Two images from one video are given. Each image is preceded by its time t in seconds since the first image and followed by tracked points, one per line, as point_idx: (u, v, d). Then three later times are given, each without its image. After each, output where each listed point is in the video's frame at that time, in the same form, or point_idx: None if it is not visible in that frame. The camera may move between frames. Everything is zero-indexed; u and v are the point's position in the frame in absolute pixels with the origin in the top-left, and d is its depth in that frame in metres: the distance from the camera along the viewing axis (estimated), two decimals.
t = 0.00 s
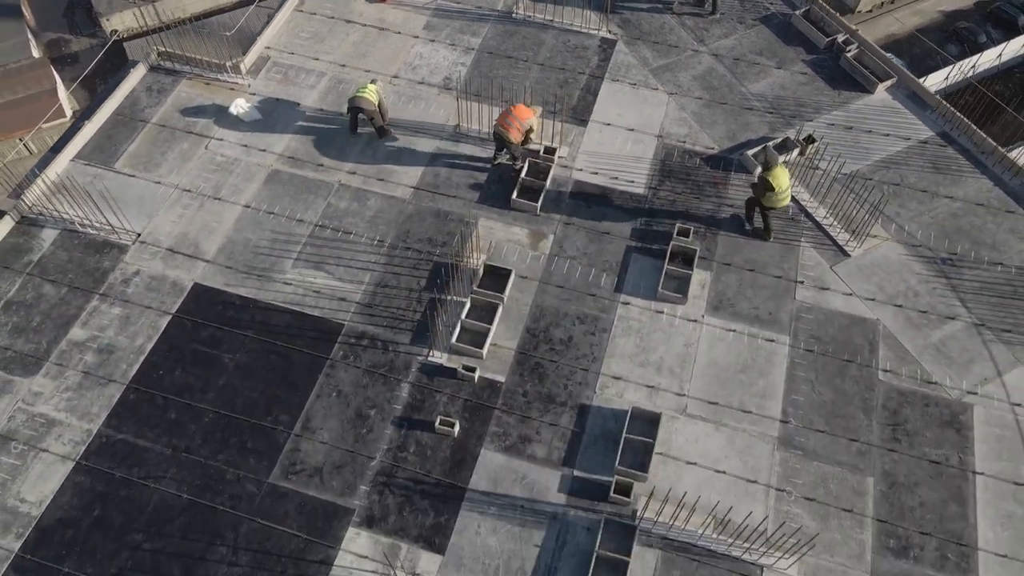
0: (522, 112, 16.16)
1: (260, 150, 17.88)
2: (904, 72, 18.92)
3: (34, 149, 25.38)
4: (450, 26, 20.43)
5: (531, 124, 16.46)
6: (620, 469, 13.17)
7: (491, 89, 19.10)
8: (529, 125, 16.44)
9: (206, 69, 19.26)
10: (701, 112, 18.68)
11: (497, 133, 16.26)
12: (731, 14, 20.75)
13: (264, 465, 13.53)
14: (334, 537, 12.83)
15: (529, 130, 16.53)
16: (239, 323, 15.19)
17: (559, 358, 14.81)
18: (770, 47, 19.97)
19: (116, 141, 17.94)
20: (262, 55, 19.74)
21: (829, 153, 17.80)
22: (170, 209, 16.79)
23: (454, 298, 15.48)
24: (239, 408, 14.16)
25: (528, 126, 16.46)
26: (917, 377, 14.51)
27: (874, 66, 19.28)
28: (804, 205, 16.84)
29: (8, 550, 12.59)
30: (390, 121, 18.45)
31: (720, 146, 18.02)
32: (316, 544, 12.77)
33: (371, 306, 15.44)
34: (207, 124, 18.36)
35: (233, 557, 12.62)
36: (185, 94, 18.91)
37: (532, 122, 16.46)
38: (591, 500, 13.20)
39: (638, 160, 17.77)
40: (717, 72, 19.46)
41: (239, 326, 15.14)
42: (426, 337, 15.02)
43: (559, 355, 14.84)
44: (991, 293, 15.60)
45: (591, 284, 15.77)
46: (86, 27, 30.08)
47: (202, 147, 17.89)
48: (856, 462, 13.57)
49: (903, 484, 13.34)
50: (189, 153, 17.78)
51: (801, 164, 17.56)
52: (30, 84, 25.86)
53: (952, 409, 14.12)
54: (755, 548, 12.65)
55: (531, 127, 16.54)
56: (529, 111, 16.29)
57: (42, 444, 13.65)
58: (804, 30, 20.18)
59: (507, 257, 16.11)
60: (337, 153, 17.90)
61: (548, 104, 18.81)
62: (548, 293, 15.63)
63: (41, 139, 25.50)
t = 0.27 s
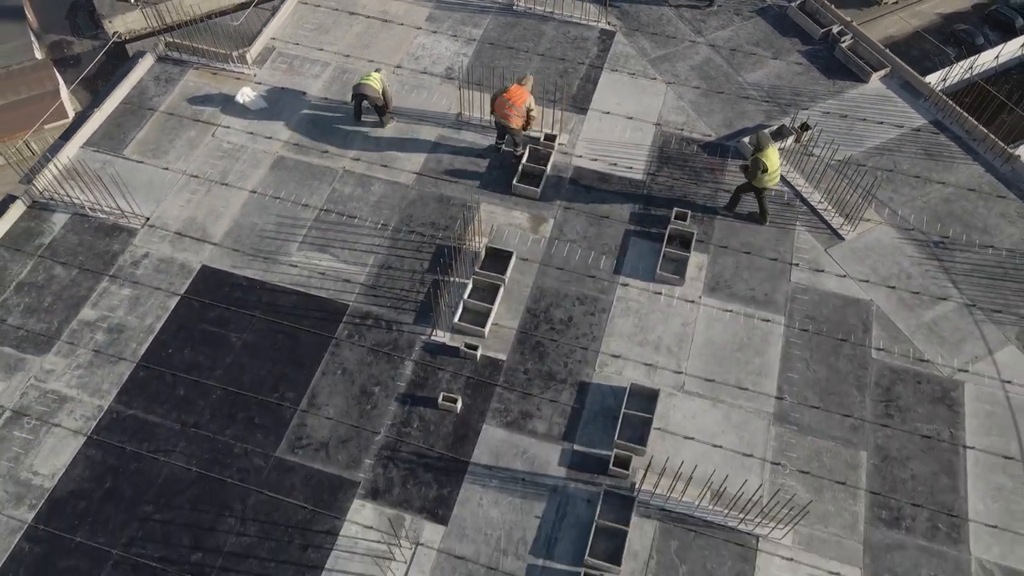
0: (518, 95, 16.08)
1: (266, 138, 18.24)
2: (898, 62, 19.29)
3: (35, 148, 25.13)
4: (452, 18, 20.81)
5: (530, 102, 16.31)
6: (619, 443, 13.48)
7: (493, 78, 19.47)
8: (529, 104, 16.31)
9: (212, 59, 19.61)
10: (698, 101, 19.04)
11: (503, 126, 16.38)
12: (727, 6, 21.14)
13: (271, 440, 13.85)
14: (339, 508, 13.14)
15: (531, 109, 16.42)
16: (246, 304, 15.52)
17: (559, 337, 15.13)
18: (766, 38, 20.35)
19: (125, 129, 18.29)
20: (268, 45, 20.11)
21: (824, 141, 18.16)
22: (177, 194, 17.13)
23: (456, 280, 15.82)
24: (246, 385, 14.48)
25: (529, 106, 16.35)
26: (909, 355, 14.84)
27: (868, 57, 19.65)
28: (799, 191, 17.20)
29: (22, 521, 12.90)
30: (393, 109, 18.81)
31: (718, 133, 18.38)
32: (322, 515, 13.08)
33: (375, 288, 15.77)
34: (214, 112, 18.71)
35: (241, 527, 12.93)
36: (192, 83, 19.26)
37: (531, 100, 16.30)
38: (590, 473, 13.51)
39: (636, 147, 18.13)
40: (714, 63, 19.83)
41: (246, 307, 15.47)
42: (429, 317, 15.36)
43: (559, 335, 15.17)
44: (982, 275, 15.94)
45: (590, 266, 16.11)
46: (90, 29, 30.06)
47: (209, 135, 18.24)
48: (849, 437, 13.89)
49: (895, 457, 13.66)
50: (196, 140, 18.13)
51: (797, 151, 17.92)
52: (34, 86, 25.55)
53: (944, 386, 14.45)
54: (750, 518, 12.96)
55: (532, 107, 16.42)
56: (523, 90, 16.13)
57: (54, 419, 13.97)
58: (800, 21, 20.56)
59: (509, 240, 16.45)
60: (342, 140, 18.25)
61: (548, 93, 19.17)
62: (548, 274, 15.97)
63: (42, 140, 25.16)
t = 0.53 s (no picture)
0: (508, 82, 16.45)
1: (273, 125, 18.64)
2: (891, 51, 19.71)
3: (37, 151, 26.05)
4: (454, 10, 21.25)
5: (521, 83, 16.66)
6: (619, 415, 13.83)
7: (494, 68, 19.89)
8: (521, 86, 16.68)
9: (220, 49, 20.04)
10: (695, 90, 19.46)
11: (502, 114, 16.84)
12: None
13: (279, 413, 14.21)
14: (346, 478, 13.49)
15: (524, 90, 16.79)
16: (254, 283, 15.90)
17: (559, 315, 15.51)
18: (763, 29, 20.78)
19: (134, 116, 18.70)
20: (274, 36, 20.54)
21: (818, 127, 18.57)
22: (186, 179, 17.53)
23: (459, 261, 16.20)
24: (254, 360, 14.84)
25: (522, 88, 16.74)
26: (901, 333, 15.21)
27: (862, 47, 20.08)
28: (794, 175, 17.61)
29: (36, 490, 13.25)
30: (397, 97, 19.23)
31: (714, 121, 18.79)
32: (329, 484, 13.43)
33: (380, 268, 16.15)
34: (221, 100, 19.12)
35: (250, 496, 13.27)
36: (200, 73, 19.68)
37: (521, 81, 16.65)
38: (590, 445, 13.86)
39: (635, 133, 18.54)
40: (711, 53, 20.26)
41: (254, 286, 15.85)
42: (433, 296, 15.74)
43: (560, 313, 15.54)
44: (973, 256, 16.33)
45: (590, 247, 16.50)
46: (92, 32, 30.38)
47: (217, 122, 18.65)
48: (843, 410, 14.25)
49: (887, 430, 14.02)
50: (204, 126, 18.54)
51: (792, 137, 18.34)
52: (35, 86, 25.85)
53: (935, 362, 14.82)
54: (746, 487, 13.31)
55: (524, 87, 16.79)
56: (511, 75, 16.46)
57: (67, 393, 14.34)
58: (796, 12, 20.99)
59: (510, 222, 16.85)
60: (347, 127, 18.66)
61: (549, 82, 19.59)
62: (549, 255, 16.35)
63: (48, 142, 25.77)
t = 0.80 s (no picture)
0: (499, 68, 16.87)
1: (279, 113, 19.04)
2: (884, 42, 20.12)
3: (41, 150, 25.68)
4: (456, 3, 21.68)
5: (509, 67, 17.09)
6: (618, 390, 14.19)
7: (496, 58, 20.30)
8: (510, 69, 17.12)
9: (227, 41, 20.45)
10: (693, 80, 19.86)
11: (494, 101, 17.25)
12: None
13: (287, 389, 14.55)
14: (352, 451, 13.82)
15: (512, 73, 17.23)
16: (261, 265, 16.26)
17: (560, 296, 15.87)
18: (759, 21, 21.20)
19: (143, 105, 19.09)
20: (280, 28, 20.96)
21: (813, 116, 18.96)
22: (194, 165, 17.90)
23: (462, 243, 16.57)
24: (262, 338, 15.20)
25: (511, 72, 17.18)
26: (894, 312, 15.57)
27: (856, 38, 20.49)
28: (790, 161, 17.99)
29: (50, 462, 13.59)
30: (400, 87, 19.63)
31: (712, 109, 19.19)
32: (335, 457, 13.76)
33: (384, 251, 16.52)
34: (229, 89, 19.51)
35: (258, 468, 13.61)
36: (208, 63, 20.09)
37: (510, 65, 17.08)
38: (590, 420, 14.20)
39: (634, 121, 18.93)
40: (708, 44, 20.66)
41: (262, 268, 16.21)
42: (437, 277, 16.10)
43: (560, 294, 15.90)
44: (964, 239, 16.69)
45: (590, 231, 16.86)
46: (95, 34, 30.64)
47: (224, 110, 19.04)
48: (837, 386, 14.60)
49: (880, 405, 14.36)
50: (212, 115, 18.93)
51: (787, 125, 18.73)
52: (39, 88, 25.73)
53: (927, 340, 15.17)
54: (742, 460, 13.65)
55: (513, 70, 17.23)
56: (500, 61, 16.86)
57: (80, 369, 14.69)
58: (791, 5, 21.42)
59: (512, 207, 17.22)
60: (352, 115, 19.05)
61: (549, 72, 20.00)
62: (550, 238, 16.72)
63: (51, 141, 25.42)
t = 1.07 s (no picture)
0: (493, 55, 17.36)
1: (285, 103, 19.41)
2: (879, 34, 20.51)
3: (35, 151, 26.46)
4: None
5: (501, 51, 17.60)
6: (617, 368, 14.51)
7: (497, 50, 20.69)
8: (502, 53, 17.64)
9: (234, 33, 20.86)
10: (691, 71, 20.25)
11: (489, 87, 17.80)
12: None
13: (293, 367, 14.89)
14: (357, 427, 14.14)
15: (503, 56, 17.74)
16: (268, 249, 16.61)
17: (560, 279, 16.21)
18: (755, 14, 21.60)
19: (152, 95, 19.47)
20: (286, 21, 21.36)
21: (809, 106, 19.35)
22: (202, 153, 18.27)
23: (464, 228, 16.92)
24: (269, 319, 15.54)
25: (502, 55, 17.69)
26: (887, 294, 15.91)
27: (851, 31, 20.89)
28: (786, 149, 18.37)
29: (63, 437, 13.92)
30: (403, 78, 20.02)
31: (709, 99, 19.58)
32: (341, 433, 14.08)
33: (389, 235, 16.87)
34: (235, 80, 19.90)
35: (266, 443, 13.93)
36: (215, 55, 20.48)
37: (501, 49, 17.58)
38: (590, 397, 14.52)
39: (632, 111, 19.32)
40: (705, 37, 21.07)
41: (269, 252, 16.56)
42: (440, 261, 16.45)
43: (561, 277, 16.24)
44: (956, 224, 17.05)
45: (590, 216, 17.22)
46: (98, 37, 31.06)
47: (231, 100, 19.42)
48: (831, 365, 14.94)
49: (873, 383, 14.70)
50: (219, 105, 19.31)
51: (783, 114, 19.11)
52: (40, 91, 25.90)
53: (919, 321, 15.51)
54: (738, 435, 13.98)
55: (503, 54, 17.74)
56: (494, 47, 17.34)
57: (91, 349, 15.03)
58: None
59: (513, 193, 17.59)
60: (356, 105, 19.43)
61: (550, 64, 20.39)
62: (550, 224, 17.07)
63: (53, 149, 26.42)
